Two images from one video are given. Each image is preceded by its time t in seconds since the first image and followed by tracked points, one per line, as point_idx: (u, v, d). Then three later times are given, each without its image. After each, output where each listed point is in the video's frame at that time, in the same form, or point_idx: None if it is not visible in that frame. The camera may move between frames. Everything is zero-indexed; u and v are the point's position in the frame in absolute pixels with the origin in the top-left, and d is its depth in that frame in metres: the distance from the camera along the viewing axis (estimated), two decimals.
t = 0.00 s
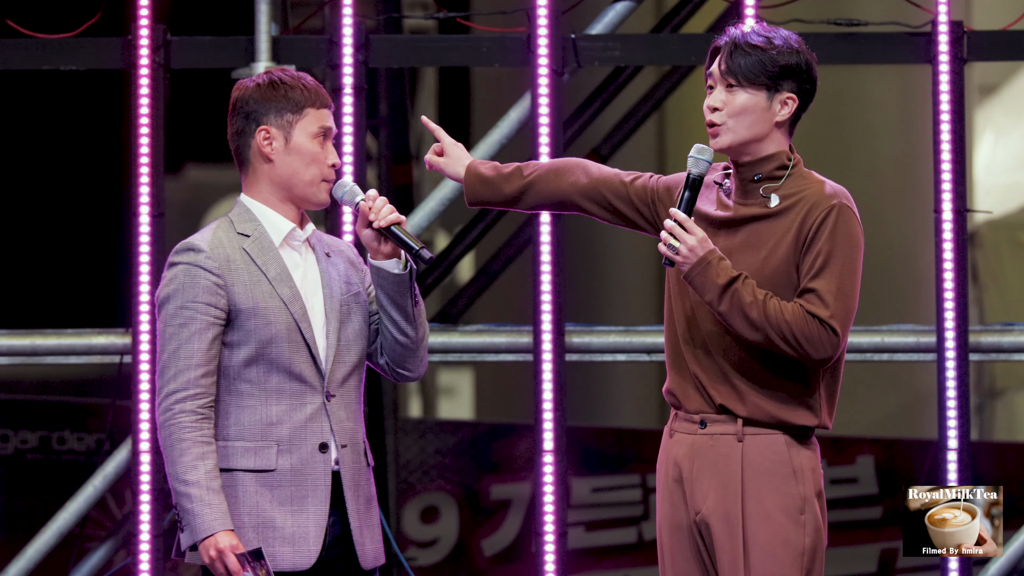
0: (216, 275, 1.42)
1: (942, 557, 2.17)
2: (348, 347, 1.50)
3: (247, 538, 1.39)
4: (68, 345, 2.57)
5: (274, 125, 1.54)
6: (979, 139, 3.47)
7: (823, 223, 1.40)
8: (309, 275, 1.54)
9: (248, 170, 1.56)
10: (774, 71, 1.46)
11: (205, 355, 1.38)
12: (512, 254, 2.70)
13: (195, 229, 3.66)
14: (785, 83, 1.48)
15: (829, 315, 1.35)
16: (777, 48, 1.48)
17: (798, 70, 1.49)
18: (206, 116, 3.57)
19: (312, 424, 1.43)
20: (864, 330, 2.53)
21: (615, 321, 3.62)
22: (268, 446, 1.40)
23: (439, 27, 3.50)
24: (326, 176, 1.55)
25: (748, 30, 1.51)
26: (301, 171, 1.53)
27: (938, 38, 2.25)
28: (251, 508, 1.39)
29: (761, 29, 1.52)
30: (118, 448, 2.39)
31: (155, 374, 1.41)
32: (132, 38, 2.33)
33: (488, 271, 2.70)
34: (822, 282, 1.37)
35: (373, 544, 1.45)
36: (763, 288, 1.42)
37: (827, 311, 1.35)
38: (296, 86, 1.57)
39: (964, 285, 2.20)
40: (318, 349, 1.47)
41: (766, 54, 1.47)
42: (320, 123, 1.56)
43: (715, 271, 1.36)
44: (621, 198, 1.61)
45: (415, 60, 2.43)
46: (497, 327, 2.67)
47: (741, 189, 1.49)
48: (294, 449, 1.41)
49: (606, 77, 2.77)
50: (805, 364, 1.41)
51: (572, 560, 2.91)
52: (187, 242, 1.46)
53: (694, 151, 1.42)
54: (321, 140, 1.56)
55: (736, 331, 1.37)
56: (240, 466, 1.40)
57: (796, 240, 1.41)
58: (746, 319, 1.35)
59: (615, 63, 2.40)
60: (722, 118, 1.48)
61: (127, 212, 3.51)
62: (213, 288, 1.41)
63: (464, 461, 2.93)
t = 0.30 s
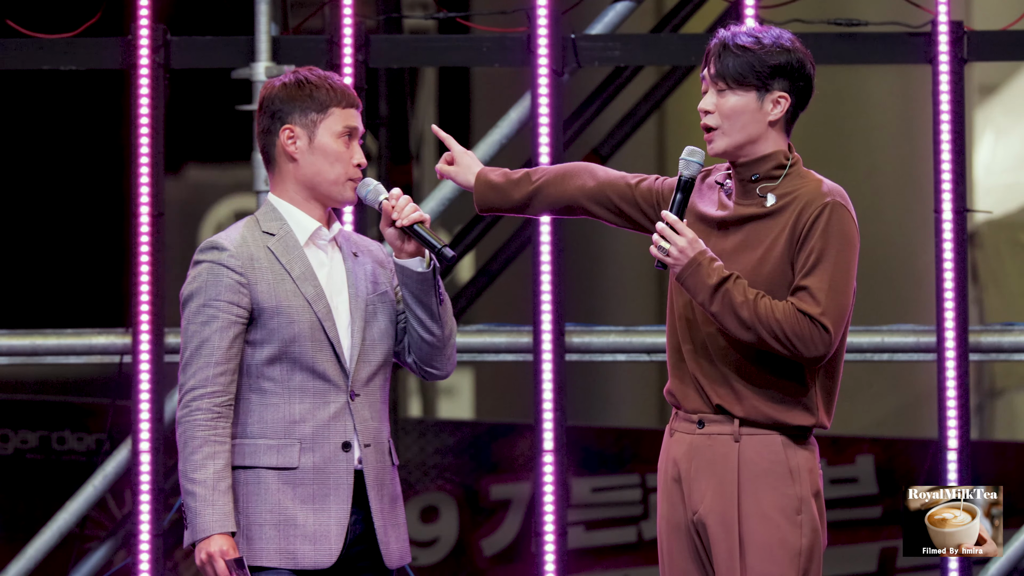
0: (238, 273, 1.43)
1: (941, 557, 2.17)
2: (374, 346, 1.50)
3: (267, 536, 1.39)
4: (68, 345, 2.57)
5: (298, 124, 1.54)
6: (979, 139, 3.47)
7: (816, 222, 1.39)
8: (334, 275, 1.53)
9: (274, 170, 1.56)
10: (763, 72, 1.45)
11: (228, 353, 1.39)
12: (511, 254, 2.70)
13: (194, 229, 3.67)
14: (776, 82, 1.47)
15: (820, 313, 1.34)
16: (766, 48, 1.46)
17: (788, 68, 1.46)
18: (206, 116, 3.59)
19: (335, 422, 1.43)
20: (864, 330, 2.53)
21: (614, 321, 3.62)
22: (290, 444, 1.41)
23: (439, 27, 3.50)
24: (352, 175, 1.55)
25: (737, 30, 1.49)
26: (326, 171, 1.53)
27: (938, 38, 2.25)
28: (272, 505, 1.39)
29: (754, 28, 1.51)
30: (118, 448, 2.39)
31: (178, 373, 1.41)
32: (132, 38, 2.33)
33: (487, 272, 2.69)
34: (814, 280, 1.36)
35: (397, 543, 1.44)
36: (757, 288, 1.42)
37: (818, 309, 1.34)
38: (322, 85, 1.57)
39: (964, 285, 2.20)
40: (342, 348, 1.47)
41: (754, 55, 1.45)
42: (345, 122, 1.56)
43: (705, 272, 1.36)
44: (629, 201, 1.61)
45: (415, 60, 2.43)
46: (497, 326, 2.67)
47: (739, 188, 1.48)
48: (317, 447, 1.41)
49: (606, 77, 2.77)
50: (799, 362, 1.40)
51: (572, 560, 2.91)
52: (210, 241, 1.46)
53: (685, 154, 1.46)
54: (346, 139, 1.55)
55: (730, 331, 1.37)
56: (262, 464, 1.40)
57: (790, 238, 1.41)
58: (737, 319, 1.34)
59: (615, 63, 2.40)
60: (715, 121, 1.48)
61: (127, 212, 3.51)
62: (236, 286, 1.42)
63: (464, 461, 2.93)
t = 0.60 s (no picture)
0: (253, 274, 1.44)
1: (942, 557, 2.17)
2: (391, 349, 1.49)
3: (278, 536, 1.39)
4: (69, 345, 2.57)
5: (317, 127, 1.55)
6: (979, 139, 3.47)
7: (806, 221, 1.38)
8: (355, 277, 1.53)
9: (295, 172, 1.58)
10: (751, 72, 1.44)
11: (241, 353, 1.40)
12: (512, 254, 2.69)
13: (195, 229, 3.67)
14: (767, 82, 1.45)
15: (808, 312, 1.33)
16: (758, 48, 1.45)
17: (779, 68, 1.45)
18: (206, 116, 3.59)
19: (349, 424, 1.43)
20: (865, 330, 2.52)
21: (615, 321, 3.62)
22: (303, 445, 1.41)
23: (439, 27, 3.50)
24: (370, 178, 1.55)
25: (732, 30, 1.49)
26: (344, 173, 1.53)
27: (938, 38, 2.25)
28: (283, 506, 1.39)
29: (751, 28, 1.50)
30: (119, 448, 2.39)
31: (194, 373, 1.42)
32: (132, 39, 2.33)
33: (487, 272, 2.69)
34: (803, 279, 1.35)
35: (411, 547, 1.44)
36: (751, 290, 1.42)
37: (807, 308, 1.33)
38: (343, 88, 1.58)
39: (964, 285, 2.20)
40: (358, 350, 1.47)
41: (742, 55, 1.45)
42: (364, 125, 1.56)
43: (696, 273, 1.37)
44: (637, 206, 1.61)
45: (415, 60, 2.43)
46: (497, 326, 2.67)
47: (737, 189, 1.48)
48: (330, 449, 1.41)
49: (606, 77, 2.77)
50: (793, 363, 1.39)
51: (572, 560, 2.91)
52: (228, 242, 1.47)
53: (679, 156, 1.46)
54: (365, 141, 1.55)
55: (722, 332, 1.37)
56: (274, 464, 1.40)
57: (782, 238, 1.41)
58: (727, 320, 1.34)
59: (615, 63, 2.40)
60: (708, 122, 1.49)
61: (127, 212, 3.52)
62: (250, 287, 1.43)
63: (464, 461, 2.93)
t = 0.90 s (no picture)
0: (260, 274, 1.44)
1: (942, 557, 2.17)
2: (399, 350, 1.49)
3: (279, 535, 1.39)
4: (68, 345, 2.57)
5: (325, 128, 1.56)
6: (979, 139, 3.47)
7: (801, 219, 1.38)
8: (363, 278, 1.53)
9: (305, 173, 1.58)
10: (742, 72, 1.45)
11: (247, 354, 1.40)
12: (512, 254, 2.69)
13: (194, 229, 3.67)
14: (760, 81, 1.45)
15: (802, 311, 1.32)
16: (750, 48, 1.46)
17: (772, 67, 1.45)
18: (206, 116, 3.59)
19: (354, 425, 1.43)
20: (865, 330, 2.53)
21: (614, 321, 3.63)
22: (308, 445, 1.41)
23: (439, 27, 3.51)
24: (378, 179, 1.55)
25: (727, 31, 1.50)
26: (351, 174, 1.54)
27: (937, 38, 2.25)
28: (287, 505, 1.39)
29: (746, 28, 1.50)
30: (119, 448, 2.39)
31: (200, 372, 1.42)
32: (132, 38, 2.33)
33: (487, 272, 2.69)
34: (797, 278, 1.35)
35: (416, 547, 1.44)
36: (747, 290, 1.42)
37: (799, 306, 1.33)
38: (351, 89, 1.58)
39: (964, 285, 2.20)
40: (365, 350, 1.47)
41: (734, 55, 1.45)
42: (372, 126, 1.56)
43: (692, 273, 1.38)
44: (642, 209, 1.61)
45: (415, 60, 2.43)
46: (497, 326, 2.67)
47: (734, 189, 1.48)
48: (335, 449, 1.42)
49: (606, 77, 2.77)
50: (789, 362, 1.38)
51: (572, 560, 2.91)
52: (236, 242, 1.47)
53: (677, 157, 1.46)
54: (373, 142, 1.56)
55: (718, 331, 1.37)
56: (278, 464, 1.41)
57: (778, 236, 1.40)
58: (721, 319, 1.35)
59: (615, 63, 2.40)
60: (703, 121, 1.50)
61: (127, 212, 3.52)
62: (256, 288, 1.43)
63: (464, 461, 2.93)
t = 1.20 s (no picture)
0: (257, 274, 1.44)
1: (942, 557, 2.16)
2: (397, 350, 1.49)
3: (278, 536, 1.39)
4: (68, 345, 2.57)
5: (317, 125, 1.57)
6: (980, 139, 3.47)
7: (799, 218, 1.38)
8: (362, 278, 1.53)
9: (302, 175, 1.59)
10: (740, 72, 1.45)
11: (245, 354, 1.40)
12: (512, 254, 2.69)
13: (194, 229, 3.67)
14: (758, 81, 1.45)
15: (800, 309, 1.32)
16: (748, 48, 1.46)
17: (769, 67, 1.45)
18: (206, 116, 3.59)
19: (352, 425, 1.42)
20: (865, 330, 2.53)
21: (615, 321, 3.63)
22: (305, 446, 1.41)
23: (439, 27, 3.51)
24: (377, 169, 1.56)
25: (725, 30, 1.50)
26: (348, 166, 1.54)
27: (937, 38, 2.25)
28: (285, 506, 1.39)
29: (744, 27, 1.50)
30: (119, 448, 2.39)
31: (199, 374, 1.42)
32: (132, 38, 2.33)
33: (487, 272, 2.69)
34: (796, 277, 1.34)
35: (415, 546, 1.43)
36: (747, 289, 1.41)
37: (798, 305, 1.32)
38: (338, 87, 1.60)
39: (964, 285, 2.20)
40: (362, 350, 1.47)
41: (732, 56, 1.45)
42: (364, 118, 1.58)
43: (691, 272, 1.38)
44: (646, 211, 1.61)
45: (415, 60, 2.43)
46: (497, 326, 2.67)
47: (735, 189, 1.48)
48: (333, 449, 1.41)
49: (606, 77, 2.77)
50: (788, 361, 1.38)
51: (572, 561, 2.91)
52: (234, 243, 1.48)
53: (676, 157, 1.46)
54: (366, 134, 1.57)
55: (717, 330, 1.37)
56: (276, 465, 1.40)
57: (777, 235, 1.40)
58: (721, 318, 1.34)
59: (615, 63, 2.40)
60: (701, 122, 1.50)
61: (127, 211, 3.52)
62: (254, 288, 1.43)
63: (464, 462, 2.93)
